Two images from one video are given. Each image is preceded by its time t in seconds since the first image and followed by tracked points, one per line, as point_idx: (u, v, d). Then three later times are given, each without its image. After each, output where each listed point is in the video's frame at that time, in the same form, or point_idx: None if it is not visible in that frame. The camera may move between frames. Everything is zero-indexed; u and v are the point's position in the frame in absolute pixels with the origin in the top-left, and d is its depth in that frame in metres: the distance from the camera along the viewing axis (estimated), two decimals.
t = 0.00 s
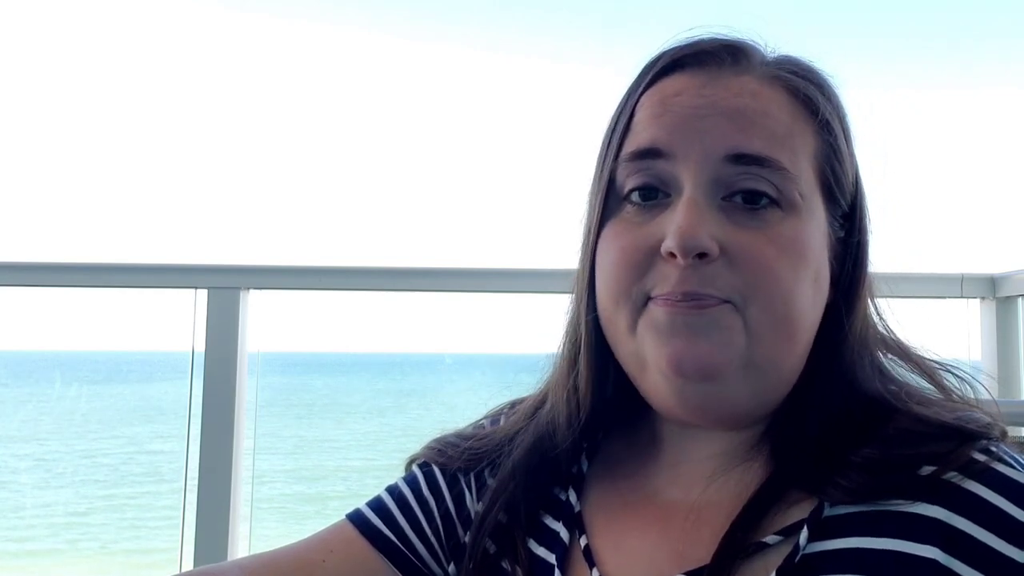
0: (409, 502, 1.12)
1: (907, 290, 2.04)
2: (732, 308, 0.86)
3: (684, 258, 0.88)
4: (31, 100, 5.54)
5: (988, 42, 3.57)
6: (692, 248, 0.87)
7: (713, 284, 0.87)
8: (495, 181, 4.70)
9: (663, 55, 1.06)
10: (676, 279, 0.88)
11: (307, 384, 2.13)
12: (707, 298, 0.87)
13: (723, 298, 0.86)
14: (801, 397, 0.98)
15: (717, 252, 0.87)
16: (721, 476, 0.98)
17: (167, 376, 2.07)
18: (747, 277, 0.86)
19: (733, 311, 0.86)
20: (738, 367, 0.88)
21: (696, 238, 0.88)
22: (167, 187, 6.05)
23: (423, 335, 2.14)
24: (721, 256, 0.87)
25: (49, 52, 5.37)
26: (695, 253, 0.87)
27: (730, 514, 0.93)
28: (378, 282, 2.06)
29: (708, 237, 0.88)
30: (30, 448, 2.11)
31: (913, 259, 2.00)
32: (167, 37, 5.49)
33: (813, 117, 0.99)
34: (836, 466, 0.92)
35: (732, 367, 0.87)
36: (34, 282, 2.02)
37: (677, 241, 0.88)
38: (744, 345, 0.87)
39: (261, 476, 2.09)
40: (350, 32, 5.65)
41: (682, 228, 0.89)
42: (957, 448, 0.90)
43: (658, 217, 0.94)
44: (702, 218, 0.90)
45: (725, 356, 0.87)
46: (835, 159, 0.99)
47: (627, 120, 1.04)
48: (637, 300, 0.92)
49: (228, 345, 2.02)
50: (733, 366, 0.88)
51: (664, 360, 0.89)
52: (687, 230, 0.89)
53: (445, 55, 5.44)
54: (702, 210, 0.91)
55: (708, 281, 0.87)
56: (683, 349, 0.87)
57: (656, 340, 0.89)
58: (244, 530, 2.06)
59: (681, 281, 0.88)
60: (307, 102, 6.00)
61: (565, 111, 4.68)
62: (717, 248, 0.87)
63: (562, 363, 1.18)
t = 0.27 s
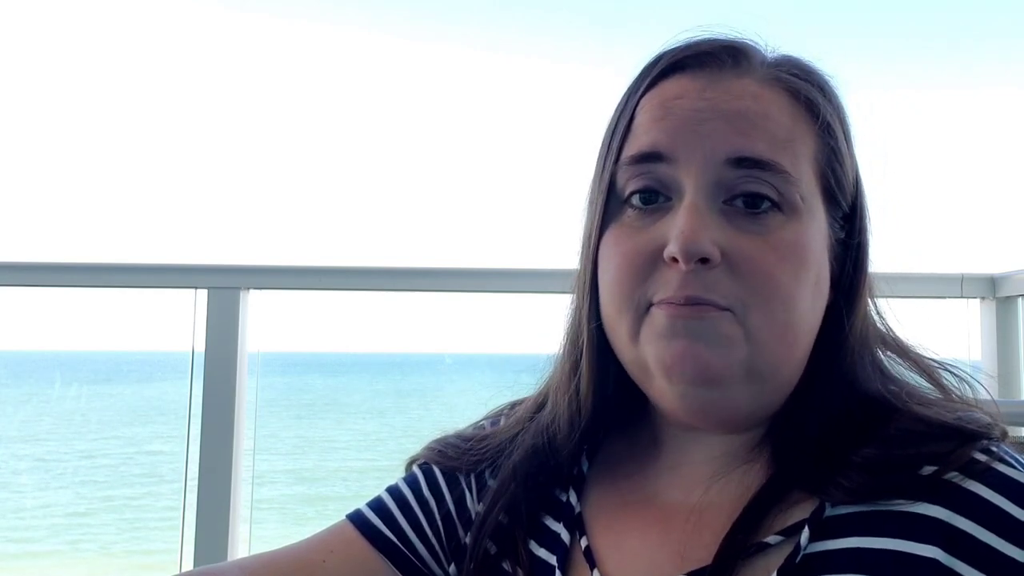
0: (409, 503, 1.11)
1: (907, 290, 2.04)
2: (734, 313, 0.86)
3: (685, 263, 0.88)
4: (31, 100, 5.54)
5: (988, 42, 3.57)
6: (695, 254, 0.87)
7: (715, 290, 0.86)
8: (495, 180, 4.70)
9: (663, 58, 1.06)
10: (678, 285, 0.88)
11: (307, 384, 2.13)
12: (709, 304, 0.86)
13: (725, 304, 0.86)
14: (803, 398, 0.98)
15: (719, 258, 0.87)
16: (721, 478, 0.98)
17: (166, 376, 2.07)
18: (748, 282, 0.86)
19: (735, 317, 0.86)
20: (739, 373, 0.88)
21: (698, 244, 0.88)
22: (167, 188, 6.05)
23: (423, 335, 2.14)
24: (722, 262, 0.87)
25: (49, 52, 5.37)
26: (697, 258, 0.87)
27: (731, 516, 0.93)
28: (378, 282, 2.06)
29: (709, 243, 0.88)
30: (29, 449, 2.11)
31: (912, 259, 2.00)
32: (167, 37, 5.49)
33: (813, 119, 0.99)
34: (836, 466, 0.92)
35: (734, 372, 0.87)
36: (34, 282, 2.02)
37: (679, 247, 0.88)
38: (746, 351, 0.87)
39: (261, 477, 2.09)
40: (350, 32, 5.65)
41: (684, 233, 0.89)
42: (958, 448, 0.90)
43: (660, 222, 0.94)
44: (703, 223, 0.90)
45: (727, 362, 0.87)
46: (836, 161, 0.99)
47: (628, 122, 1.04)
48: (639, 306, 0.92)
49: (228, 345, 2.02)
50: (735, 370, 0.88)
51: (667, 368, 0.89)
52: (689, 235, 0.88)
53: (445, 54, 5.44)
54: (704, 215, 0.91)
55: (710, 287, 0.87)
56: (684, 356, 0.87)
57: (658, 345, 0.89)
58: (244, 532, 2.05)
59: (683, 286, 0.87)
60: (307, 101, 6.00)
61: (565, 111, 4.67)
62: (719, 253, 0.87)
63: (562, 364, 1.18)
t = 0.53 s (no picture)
0: (409, 503, 1.11)
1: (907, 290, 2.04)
2: (735, 315, 0.86)
3: (687, 264, 0.88)
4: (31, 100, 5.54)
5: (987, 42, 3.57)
6: (696, 255, 0.87)
7: (716, 290, 0.86)
8: (495, 180, 4.70)
9: (661, 58, 1.06)
10: (678, 286, 0.88)
11: (306, 384, 2.14)
12: (710, 305, 0.86)
13: (726, 305, 0.86)
14: (801, 397, 0.98)
15: (720, 259, 0.87)
16: (721, 479, 0.98)
17: (167, 376, 2.07)
18: (750, 283, 0.86)
19: (736, 318, 0.86)
20: (740, 374, 0.88)
21: (698, 245, 0.88)
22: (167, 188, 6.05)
23: (423, 334, 2.14)
24: (723, 262, 0.87)
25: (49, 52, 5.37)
26: (698, 260, 0.87)
27: (731, 517, 0.93)
28: (378, 282, 2.06)
29: (710, 243, 0.88)
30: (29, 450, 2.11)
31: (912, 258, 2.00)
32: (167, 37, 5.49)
33: (813, 119, 0.99)
34: (836, 466, 0.92)
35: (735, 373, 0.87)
36: (35, 282, 2.02)
37: (679, 248, 0.88)
38: (747, 352, 0.87)
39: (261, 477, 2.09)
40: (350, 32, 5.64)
41: (684, 234, 0.89)
42: (958, 448, 0.90)
43: (660, 223, 0.94)
44: (703, 224, 0.90)
45: (729, 364, 0.87)
46: (836, 161, 0.99)
47: (627, 123, 1.04)
48: (640, 307, 0.92)
49: (228, 345, 2.02)
50: (736, 371, 0.88)
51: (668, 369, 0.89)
52: (690, 236, 0.88)
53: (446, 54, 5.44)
54: (704, 216, 0.91)
55: (711, 288, 0.87)
56: (686, 357, 0.87)
57: (659, 347, 0.89)
58: (244, 533, 2.05)
59: (683, 287, 0.87)
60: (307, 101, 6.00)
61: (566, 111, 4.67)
62: (719, 254, 0.87)
63: (562, 366, 1.18)
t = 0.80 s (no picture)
0: (410, 504, 1.11)
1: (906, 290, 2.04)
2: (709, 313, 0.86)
3: (658, 264, 0.88)
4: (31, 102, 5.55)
5: (987, 38, 3.54)
6: (666, 255, 0.88)
7: (689, 289, 0.87)
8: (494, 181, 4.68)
9: (640, 60, 1.06)
10: (651, 286, 0.88)
11: (305, 383, 2.14)
12: (684, 303, 0.87)
13: (700, 302, 0.86)
14: (797, 398, 0.97)
15: (691, 257, 0.88)
16: (721, 479, 0.98)
17: (167, 376, 2.06)
18: (723, 280, 0.86)
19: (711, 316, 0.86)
20: (718, 373, 0.87)
21: (668, 244, 0.88)
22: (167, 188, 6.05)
23: (422, 335, 2.14)
24: (695, 260, 0.87)
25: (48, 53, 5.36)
26: (669, 259, 0.88)
27: (731, 518, 0.93)
28: (378, 282, 2.06)
29: (681, 242, 0.88)
30: (30, 450, 2.11)
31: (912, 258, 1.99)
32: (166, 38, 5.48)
33: (793, 113, 0.98)
34: (831, 470, 0.92)
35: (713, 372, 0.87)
36: (36, 283, 2.02)
37: (650, 249, 0.89)
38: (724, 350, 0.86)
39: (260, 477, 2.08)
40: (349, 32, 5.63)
41: (654, 234, 0.89)
42: (959, 449, 0.89)
43: (636, 224, 0.94)
44: (676, 223, 0.90)
45: (705, 362, 0.86)
46: (821, 155, 0.98)
47: (607, 127, 1.04)
48: (619, 308, 0.92)
49: (228, 346, 2.02)
50: (715, 370, 0.87)
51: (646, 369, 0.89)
52: (659, 236, 0.89)
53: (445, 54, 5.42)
54: (678, 215, 0.91)
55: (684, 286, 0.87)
56: (661, 356, 0.87)
57: (636, 347, 0.90)
58: (244, 535, 2.05)
59: (656, 287, 0.88)
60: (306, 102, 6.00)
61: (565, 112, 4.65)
62: (691, 252, 0.88)
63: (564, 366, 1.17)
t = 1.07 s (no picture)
0: (411, 504, 1.11)
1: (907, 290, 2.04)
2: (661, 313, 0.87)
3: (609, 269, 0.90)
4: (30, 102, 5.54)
5: (987, 39, 3.53)
6: (613, 260, 0.89)
7: (639, 290, 0.87)
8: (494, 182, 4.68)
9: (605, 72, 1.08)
10: (605, 290, 0.90)
11: (305, 384, 2.14)
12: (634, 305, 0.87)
13: (651, 303, 0.87)
14: (790, 397, 0.97)
15: (639, 258, 0.88)
16: (722, 479, 0.97)
17: (167, 376, 2.06)
18: (669, 280, 0.86)
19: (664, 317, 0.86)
20: (678, 373, 0.87)
21: (614, 249, 0.89)
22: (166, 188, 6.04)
23: (423, 335, 2.14)
24: (643, 261, 0.88)
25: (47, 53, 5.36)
26: (618, 263, 0.89)
27: (733, 520, 0.93)
28: (378, 282, 2.06)
29: (627, 246, 0.89)
30: (30, 450, 2.11)
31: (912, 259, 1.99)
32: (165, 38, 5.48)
33: (746, 106, 0.96)
34: (827, 470, 0.92)
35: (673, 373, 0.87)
36: (36, 282, 2.02)
37: (599, 256, 0.91)
38: (679, 349, 0.86)
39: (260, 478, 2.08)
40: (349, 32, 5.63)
41: (602, 240, 0.91)
42: (962, 450, 0.89)
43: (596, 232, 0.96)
44: (625, 227, 0.91)
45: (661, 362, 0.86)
46: (783, 145, 0.96)
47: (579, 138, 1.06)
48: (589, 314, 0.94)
49: (228, 346, 2.01)
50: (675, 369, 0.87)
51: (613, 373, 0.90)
52: (606, 242, 0.90)
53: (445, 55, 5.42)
54: (628, 219, 0.92)
55: (634, 287, 0.88)
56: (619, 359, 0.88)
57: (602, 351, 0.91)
58: (243, 536, 2.04)
59: (610, 291, 0.89)
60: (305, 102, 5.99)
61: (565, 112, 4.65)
62: (638, 254, 0.88)
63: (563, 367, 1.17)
